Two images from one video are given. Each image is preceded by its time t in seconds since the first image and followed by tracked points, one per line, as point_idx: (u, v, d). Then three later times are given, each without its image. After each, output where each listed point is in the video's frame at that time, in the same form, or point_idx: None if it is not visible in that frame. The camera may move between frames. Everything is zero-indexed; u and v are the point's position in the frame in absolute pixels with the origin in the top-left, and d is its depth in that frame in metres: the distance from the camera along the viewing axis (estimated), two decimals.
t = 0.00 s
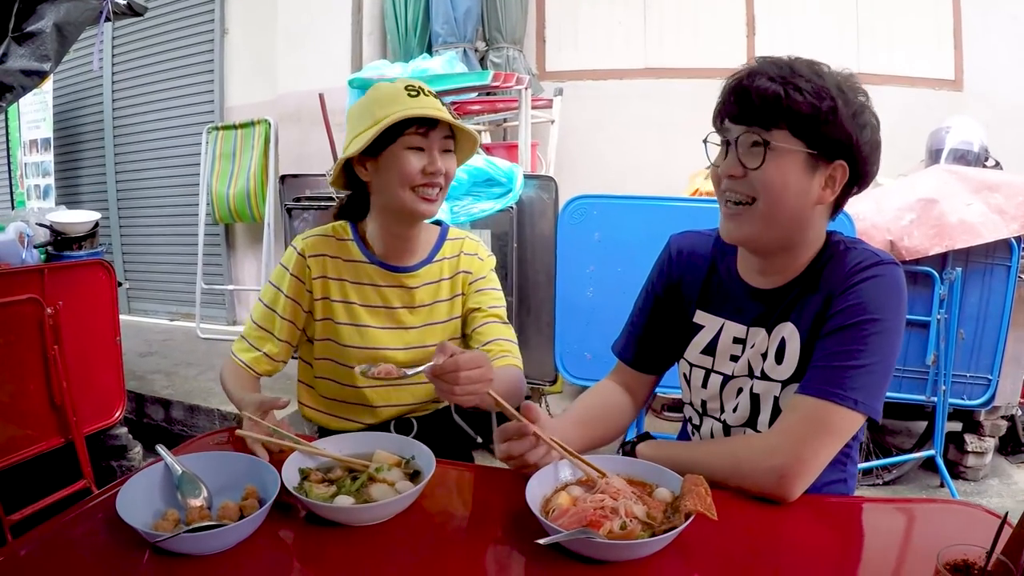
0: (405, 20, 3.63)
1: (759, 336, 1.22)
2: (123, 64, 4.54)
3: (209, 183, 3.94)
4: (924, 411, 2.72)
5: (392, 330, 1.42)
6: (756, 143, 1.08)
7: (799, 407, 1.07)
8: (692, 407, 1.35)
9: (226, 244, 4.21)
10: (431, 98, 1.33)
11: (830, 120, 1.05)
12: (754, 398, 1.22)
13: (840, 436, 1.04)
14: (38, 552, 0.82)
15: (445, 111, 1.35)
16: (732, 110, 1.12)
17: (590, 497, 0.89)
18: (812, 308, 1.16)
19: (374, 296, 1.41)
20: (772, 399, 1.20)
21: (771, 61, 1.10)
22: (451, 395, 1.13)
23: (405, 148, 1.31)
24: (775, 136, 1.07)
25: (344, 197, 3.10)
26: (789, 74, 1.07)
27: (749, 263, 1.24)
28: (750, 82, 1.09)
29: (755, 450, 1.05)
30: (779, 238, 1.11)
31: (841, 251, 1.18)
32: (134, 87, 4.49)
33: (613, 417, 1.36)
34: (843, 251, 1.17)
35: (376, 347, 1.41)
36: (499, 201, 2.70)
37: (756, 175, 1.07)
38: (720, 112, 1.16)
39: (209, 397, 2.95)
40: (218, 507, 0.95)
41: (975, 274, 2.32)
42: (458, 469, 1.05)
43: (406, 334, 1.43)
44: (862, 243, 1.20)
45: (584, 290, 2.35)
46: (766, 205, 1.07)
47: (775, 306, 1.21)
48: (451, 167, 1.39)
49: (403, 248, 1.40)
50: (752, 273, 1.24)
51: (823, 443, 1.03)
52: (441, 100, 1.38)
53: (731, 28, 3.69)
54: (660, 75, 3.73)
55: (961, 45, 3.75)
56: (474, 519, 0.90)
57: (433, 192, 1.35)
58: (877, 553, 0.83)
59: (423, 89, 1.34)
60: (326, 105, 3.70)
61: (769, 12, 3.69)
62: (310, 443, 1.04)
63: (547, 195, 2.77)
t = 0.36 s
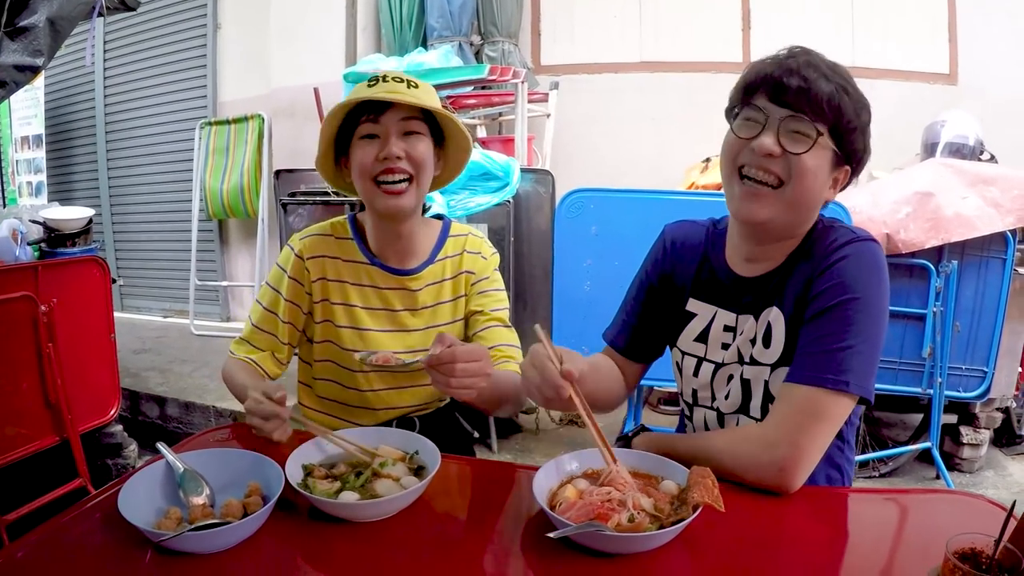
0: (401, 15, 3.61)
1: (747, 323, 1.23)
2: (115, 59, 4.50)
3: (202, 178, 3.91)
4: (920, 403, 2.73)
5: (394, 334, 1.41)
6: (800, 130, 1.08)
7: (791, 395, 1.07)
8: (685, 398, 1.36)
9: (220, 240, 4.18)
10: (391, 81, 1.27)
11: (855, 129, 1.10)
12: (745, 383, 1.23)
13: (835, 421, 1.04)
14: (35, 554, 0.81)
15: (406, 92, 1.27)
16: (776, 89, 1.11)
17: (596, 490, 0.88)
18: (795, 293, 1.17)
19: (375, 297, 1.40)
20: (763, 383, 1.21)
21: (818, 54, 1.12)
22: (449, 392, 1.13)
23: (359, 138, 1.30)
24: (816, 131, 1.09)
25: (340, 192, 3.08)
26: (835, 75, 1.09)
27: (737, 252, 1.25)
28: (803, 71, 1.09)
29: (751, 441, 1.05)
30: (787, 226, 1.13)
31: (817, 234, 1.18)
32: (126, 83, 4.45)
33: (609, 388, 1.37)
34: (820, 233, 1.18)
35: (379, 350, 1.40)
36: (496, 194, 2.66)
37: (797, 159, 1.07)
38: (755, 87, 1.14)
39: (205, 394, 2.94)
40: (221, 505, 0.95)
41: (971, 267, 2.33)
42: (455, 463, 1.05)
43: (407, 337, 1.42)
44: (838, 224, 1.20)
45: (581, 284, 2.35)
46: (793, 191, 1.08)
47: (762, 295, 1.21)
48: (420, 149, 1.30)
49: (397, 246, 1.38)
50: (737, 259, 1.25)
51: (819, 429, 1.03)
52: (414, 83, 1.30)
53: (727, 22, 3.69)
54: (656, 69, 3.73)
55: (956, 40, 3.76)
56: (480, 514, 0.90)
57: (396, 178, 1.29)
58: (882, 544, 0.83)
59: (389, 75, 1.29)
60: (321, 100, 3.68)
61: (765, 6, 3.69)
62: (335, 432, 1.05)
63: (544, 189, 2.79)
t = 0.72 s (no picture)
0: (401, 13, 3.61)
1: (754, 324, 1.23)
2: (113, 58, 4.48)
3: (201, 178, 3.90)
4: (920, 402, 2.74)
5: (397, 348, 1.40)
6: (758, 173, 1.02)
7: (797, 395, 1.07)
8: (688, 397, 1.37)
9: (220, 240, 4.17)
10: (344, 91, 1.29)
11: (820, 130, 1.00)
12: (749, 384, 1.23)
13: (840, 419, 1.04)
14: (38, 555, 0.81)
15: (352, 100, 1.26)
16: (719, 135, 1.02)
17: (605, 487, 0.88)
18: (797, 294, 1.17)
19: (377, 311, 1.40)
20: (767, 384, 1.21)
21: (752, 75, 1.00)
22: (435, 389, 1.10)
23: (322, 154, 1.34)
24: (776, 165, 1.01)
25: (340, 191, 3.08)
26: (776, 94, 0.98)
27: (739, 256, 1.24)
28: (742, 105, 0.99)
29: (758, 438, 1.05)
30: (780, 247, 1.12)
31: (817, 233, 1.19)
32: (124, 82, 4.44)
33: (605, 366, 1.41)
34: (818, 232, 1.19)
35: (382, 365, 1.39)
36: (497, 194, 2.68)
37: (767, 206, 1.03)
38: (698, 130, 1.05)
39: (205, 394, 2.93)
40: (228, 504, 0.95)
41: (970, 266, 2.34)
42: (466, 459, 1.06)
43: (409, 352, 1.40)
44: (844, 224, 1.21)
45: (583, 284, 2.36)
46: (773, 227, 1.06)
47: (765, 295, 1.22)
48: (362, 162, 1.26)
49: (387, 254, 1.37)
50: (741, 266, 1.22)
51: (825, 427, 1.04)
52: (370, 88, 1.28)
53: (727, 22, 3.69)
54: (656, 68, 3.73)
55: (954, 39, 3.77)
56: (488, 512, 0.90)
57: (344, 193, 1.29)
58: (888, 540, 0.84)
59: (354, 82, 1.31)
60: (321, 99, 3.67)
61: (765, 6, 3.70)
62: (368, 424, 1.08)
63: (545, 189, 2.78)
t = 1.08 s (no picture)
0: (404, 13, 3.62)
1: (761, 325, 1.23)
2: (116, 57, 4.49)
3: (204, 178, 3.88)
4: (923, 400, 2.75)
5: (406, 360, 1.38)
6: (754, 215, 1.01)
7: (803, 392, 1.08)
8: (695, 399, 1.36)
9: (223, 239, 4.18)
10: (400, 74, 1.23)
11: (813, 158, 0.97)
12: (756, 386, 1.24)
13: (846, 417, 1.05)
14: (44, 552, 0.81)
15: (415, 86, 1.22)
16: (706, 186, 0.99)
17: (614, 483, 0.89)
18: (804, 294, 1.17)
19: (385, 321, 1.38)
20: (774, 384, 1.21)
21: (733, 119, 0.94)
22: (449, 399, 1.09)
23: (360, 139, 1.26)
24: (771, 204, 1.00)
25: (344, 190, 3.08)
26: (763, 137, 0.93)
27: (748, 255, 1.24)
28: (727, 157, 0.95)
29: (763, 435, 1.04)
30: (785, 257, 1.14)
31: (823, 234, 1.19)
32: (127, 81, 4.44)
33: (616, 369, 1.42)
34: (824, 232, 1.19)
35: (386, 378, 1.38)
36: (501, 192, 2.69)
37: (765, 241, 1.04)
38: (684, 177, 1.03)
39: (209, 392, 2.94)
40: (238, 500, 0.95)
41: (974, 263, 2.34)
42: (475, 457, 1.05)
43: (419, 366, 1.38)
44: (851, 223, 1.21)
45: (587, 281, 2.36)
46: (776, 252, 1.08)
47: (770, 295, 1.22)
48: (424, 153, 1.23)
49: (408, 257, 1.34)
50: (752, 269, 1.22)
51: (830, 424, 1.04)
52: (429, 77, 1.25)
53: (730, 21, 3.70)
54: (659, 67, 3.74)
55: (957, 38, 3.77)
56: (496, 507, 0.90)
57: (399, 184, 1.23)
58: (894, 536, 0.84)
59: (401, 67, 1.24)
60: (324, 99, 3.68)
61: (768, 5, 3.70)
62: (379, 420, 1.08)
63: (549, 187, 2.79)
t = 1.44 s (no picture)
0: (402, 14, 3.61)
1: (763, 326, 1.23)
2: (117, 58, 4.50)
3: (204, 178, 3.88)
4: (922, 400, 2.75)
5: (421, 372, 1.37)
6: (774, 223, 1.01)
7: (803, 392, 1.08)
8: (699, 398, 1.36)
9: (224, 239, 4.18)
10: (448, 77, 1.20)
11: (841, 173, 0.98)
12: (758, 386, 1.24)
13: (846, 417, 1.05)
14: (45, 550, 0.81)
15: (465, 92, 1.20)
16: (735, 188, 0.98)
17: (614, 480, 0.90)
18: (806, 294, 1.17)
19: (400, 333, 1.37)
20: (776, 384, 1.22)
21: (773, 126, 0.93)
22: (468, 405, 1.09)
23: (409, 142, 1.20)
24: (795, 214, 1.00)
25: (345, 189, 3.09)
26: (798, 148, 0.93)
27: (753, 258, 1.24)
28: (761, 163, 0.94)
29: (762, 434, 1.05)
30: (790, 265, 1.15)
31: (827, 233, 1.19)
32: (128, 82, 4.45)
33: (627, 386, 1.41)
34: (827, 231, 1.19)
35: (401, 390, 1.37)
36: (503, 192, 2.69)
37: (781, 249, 1.04)
38: (710, 176, 1.01)
39: (210, 392, 2.94)
40: (240, 497, 0.96)
41: (973, 262, 2.34)
42: (476, 456, 1.05)
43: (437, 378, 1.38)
44: (856, 223, 1.21)
45: (587, 280, 2.36)
46: (786, 259, 1.09)
47: (769, 296, 1.23)
48: (480, 160, 1.23)
49: (440, 263, 1.30)
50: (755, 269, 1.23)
51: (830, 423, 1.04)
52: (470, 84, 1.24)
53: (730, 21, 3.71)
54: (658, 67, 3.74)
55: (956, 38, 3.77)
56: (496, 505, 0.90)
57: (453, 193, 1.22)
58: (892, 533, 0.84)
59: (444, 71, 1.22)
60: (325, 99, 3.68)
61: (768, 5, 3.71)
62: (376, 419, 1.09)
63: (549, 187, 2.79)
